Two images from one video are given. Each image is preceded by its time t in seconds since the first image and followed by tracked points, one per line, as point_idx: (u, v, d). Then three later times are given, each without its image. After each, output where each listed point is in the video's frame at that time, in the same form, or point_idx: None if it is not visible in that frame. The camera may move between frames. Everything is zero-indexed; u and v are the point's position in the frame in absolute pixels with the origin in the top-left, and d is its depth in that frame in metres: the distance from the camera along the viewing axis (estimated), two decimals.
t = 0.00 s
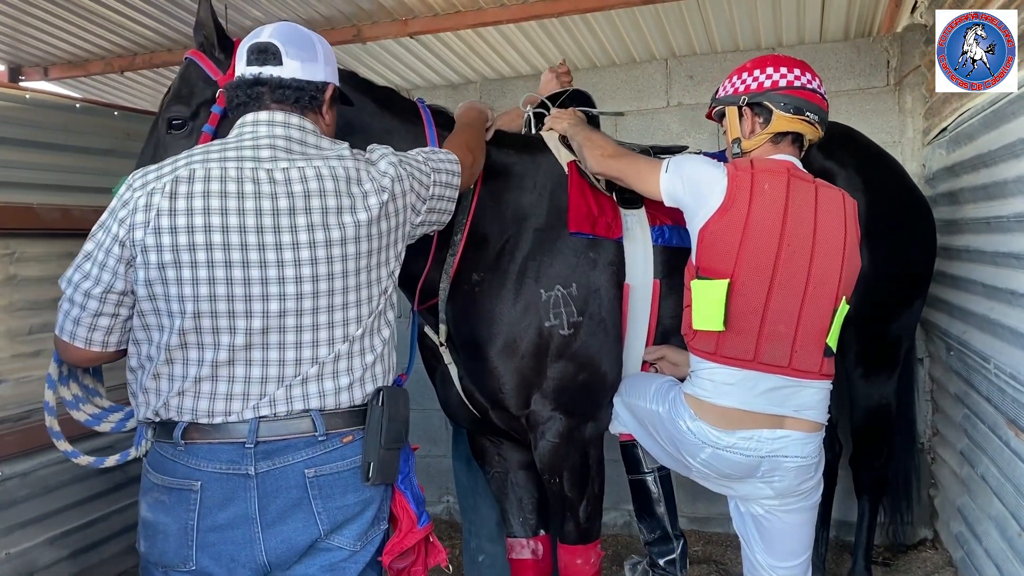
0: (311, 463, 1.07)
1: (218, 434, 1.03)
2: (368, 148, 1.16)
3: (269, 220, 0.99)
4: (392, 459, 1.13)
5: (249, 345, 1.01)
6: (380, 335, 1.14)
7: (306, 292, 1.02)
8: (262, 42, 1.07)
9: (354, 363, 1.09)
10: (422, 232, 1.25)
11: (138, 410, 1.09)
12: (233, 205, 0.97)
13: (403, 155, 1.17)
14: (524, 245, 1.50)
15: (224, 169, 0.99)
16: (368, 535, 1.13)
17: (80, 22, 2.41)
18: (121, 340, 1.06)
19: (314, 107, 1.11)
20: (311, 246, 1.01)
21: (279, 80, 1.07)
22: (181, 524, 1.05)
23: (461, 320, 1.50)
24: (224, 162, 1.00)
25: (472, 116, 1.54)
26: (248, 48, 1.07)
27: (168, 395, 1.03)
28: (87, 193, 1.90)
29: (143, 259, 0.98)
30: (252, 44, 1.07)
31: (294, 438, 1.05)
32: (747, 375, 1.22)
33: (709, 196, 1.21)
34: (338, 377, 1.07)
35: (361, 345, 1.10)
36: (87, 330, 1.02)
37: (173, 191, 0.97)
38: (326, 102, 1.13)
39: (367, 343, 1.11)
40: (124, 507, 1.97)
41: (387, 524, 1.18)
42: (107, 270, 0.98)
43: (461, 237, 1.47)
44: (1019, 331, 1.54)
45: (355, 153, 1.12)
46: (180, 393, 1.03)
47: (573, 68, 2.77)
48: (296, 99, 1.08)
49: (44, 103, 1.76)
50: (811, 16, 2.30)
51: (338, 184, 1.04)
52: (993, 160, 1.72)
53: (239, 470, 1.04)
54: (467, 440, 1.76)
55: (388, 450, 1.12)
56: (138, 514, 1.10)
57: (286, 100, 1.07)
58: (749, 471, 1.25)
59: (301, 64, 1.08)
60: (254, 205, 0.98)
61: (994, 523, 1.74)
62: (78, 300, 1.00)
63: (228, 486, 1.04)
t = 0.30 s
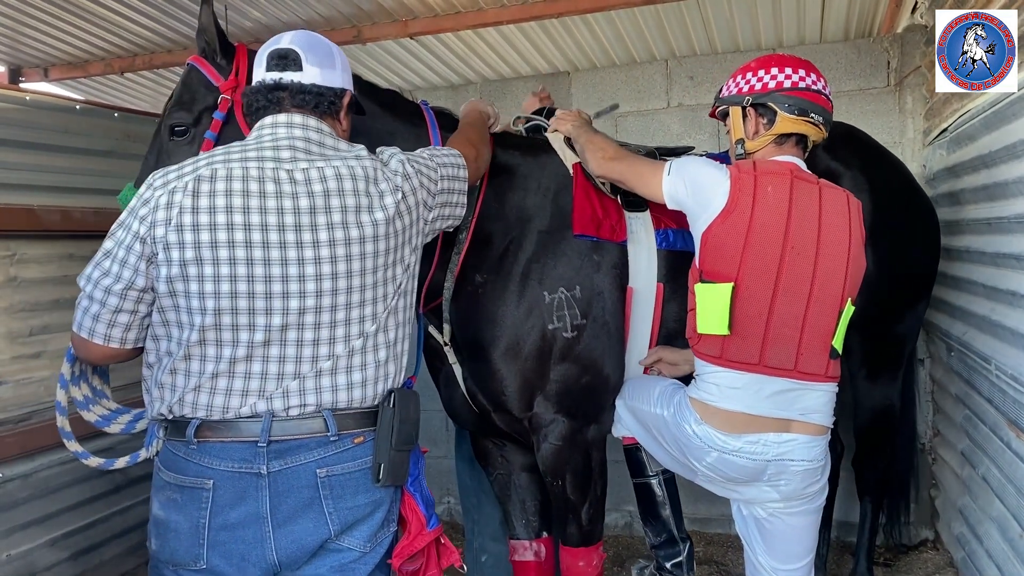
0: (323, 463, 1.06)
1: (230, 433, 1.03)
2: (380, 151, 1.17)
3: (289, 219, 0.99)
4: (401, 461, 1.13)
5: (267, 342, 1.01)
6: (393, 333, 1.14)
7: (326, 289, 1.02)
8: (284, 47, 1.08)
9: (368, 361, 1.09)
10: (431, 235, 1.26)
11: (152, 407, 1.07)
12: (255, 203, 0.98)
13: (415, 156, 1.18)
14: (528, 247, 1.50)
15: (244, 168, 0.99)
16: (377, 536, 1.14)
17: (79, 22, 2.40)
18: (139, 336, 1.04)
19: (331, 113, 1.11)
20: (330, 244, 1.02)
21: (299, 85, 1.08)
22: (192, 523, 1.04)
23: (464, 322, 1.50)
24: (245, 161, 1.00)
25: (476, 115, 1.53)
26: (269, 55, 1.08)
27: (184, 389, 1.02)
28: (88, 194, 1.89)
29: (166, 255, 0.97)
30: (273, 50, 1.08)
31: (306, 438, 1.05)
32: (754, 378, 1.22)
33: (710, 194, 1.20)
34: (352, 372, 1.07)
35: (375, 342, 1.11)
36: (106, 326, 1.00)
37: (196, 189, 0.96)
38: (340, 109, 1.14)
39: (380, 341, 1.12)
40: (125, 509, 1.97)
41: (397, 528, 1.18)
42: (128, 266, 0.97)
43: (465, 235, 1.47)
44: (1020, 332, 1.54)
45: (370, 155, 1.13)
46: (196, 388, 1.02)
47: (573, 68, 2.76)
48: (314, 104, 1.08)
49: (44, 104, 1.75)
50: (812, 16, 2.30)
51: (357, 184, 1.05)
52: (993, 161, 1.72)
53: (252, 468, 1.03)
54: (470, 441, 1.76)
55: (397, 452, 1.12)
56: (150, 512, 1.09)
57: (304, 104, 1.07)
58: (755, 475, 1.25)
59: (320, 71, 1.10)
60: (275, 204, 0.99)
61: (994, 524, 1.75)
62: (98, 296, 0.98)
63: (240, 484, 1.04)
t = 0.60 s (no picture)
0: (330, 461, 1.07)
1: (235, 434, 1.02)
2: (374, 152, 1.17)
3: (290, 219, 0.99)
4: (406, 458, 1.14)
5: (272, 342, 1.01)
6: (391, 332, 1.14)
7: (327, 288, 1.03)
8: (273, 47, 1.08)
9: (369, 361, 1.09)
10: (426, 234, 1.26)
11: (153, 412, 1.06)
12: (256, 204, 0.97)
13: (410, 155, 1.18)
14: (533, 248, 1.50)
15: (244, 169, 0.99)
16: (381, 534, 1.15)
17: (79, 22, 2.39)
18: (137, 342, 1.04)
19: (323, 113, 1.11)
20: (331, 243, 1.02)
21: (290, 85, 1.08)
22: (199, 526, 1.03)
23: (468, 323, 1.50)
24: (243, 162, 1.00)
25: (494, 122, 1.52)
26: (259, 56, 1.08)
27: (187, 393, 1.01)
28: (90, 194, 1.89)
29: (165, 259, 0.97)
30: (262, 51, 1.08)
31: (312, 437, 1.05)
32: (764, 377, 1.21)
33: (711, 191, 1.20)
34: (355, 371, 1.07)
35: (373, 339, 1.10)
36: (104, 333, 1.00)
37: (195, 192, 0.96)
38: (331, 110, 1.13)
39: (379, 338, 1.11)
40: (125, 509, 1.97)
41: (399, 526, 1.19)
42: (125, 272, 0.96)
43: (472, 231, 1.48)
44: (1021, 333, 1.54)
45: (364, 154, 1.13)
46: (199, 391, 1.01)
47: (573, 69, 2.76)
48: (306, 104, 1.08)
49: (45, 104, 1.75)
50: (812, 16, 2.29)
51: (355, 183, 1.05)
52: (995, 161, 1.72)
53: (258, 469, 1.03)
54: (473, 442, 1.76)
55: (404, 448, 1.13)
56: (154, 517, 1.08)
57: (297, 104, 1.07)
58: (765, 475, 1.25)
59: (310, 71, 1.09)
60: (276, 204, 0.99)
61: (995, 525, 1.75)
62: (94, 303, 0.98)
63: (247, 485, 1.03)
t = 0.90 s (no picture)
0: (302, 466, 1.06)
1: (205, 437, 1.03)
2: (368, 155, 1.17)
3: (262, 217, 0.99)
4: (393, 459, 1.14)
5: (239, 342, 1.00)
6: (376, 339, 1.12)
7: (297, 289, 1.02)
8: (257, 45, 1.07)
9: (346, 369, 1.08)
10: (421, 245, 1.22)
11: (129, 408, 1.07)
12: (229, 200, 0.98)
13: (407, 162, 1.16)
14: (534, 248, 1.50)
15: (218, 166, 1.00)
16: (362, 537, 1.14)
17: (79, 21, 2.39)
18: (114, 335, 1.05)
19: (308, 111, 1.11)
20: (303, 243, 1.01)
21: (273, 84, 1.08)
22: (170, 529, 1.05)
23: (469, 323, 1.50)
24: (221, 160, 1.01)
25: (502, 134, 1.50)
26: (243, 56, 1.08)
27: (156, 391, 1.02)
28: (92, 194, 1.90)
29: (138, 252, 0.98)
30: (246, 50, 1.08)
31: (284, 441, 1.05)
32: (770, 377, 1.20)
33: (717, 191, 1.20)
34: (330, 378, 1.06)
35: (354, 346, 1.09)
36: (79, 323, 1.01)
37: (168, 186, 0.97)
38: (320, 106, 1.13)
39: (360, 345, 1.10)
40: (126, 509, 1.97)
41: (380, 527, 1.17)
42: (99, 263, 0.97)
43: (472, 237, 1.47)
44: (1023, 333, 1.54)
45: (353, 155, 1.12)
46: (168, 391, 1.02)
47: (574, 67, 2.76)
48: (291, 102, 1.08)
49: (46, 104, 1.75)
50: (814, 16, 2.29)
51: (334, 184, 1.04)
52: (996, 160, 1.71)
53: (229, 473, 1.04)
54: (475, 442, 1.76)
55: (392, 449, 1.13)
56: (127, 520, 1.10)
57: (280, 103, 1.07)
58: (778, 480, 1.23)
59: (295, 69, 1.09)
60: (248, 202, 0.99)
61: (997, 525, 1.74)
62: (71, 294, 0.98)
63: (217, 489, 1.04)
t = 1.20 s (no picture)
0: (250, 475, 1.03)
1: (158, 438, 1.04)
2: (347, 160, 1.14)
3: (215, 215, 0.98)
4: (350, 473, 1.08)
5: (188, 342, 1.00)
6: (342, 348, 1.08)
7: (248, 289, 0.99)
8: (224, 44, 1.05)
9: (301, 376, 1.04)
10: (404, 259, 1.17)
11: (95, 403, 1.07)
12: (181, 197, 0.98)
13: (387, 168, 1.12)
14: (538, 247, 1.50)
15: (178, 164, 1.00)
16: (325, 549, 1.09)
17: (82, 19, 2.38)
18: (85, 330, 1.08)
19: (282, 108, 1.11)
20: (255, 243, 0.99)
21: (242, 85, 1.06)
22: (122, 530, 1.07)
23: (472, 322, 1.50)
24: (181, 159, 1.01)
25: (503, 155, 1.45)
26: (211, 53, 1.06)
27: (111, 389, 1.04)
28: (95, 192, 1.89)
29: (98, 249, 1.00)
30: (214, 48, 1.05)
31: (234, 447, 1.03)
32: (746, 404, 1.16)
33: (684, 212, 1.20)
34: (282, 385, 1.03)
35: (315, 354, 1.05)
36: (51, 319, 1.05)
37: (127, 183, 0.99)
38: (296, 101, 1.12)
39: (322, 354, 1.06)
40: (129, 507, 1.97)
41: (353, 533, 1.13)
42: (67, 259, 1.00)
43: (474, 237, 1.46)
44: None
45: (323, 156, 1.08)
46: (122, 389, 1.03)
47: (577, 65, 2.75)
48: (262, 102, 1.08)
49: (48, 102, 1.75)
50: (817, 13, 2.29)
51: (294, 183, 1.01)
52: (1001, 158, 1.71)
53: (176, 478, 1.03)
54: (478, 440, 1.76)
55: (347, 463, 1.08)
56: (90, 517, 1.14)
57: (250, 103, 1.07)
58: (778, 518, 1.14)
59: (263, 66, 1.06)
60: (201, 198, 0.98)
61: (1001, 523, 1.74)
62: (42, 289, 1.03)
63: (165, 493, 1.04)
